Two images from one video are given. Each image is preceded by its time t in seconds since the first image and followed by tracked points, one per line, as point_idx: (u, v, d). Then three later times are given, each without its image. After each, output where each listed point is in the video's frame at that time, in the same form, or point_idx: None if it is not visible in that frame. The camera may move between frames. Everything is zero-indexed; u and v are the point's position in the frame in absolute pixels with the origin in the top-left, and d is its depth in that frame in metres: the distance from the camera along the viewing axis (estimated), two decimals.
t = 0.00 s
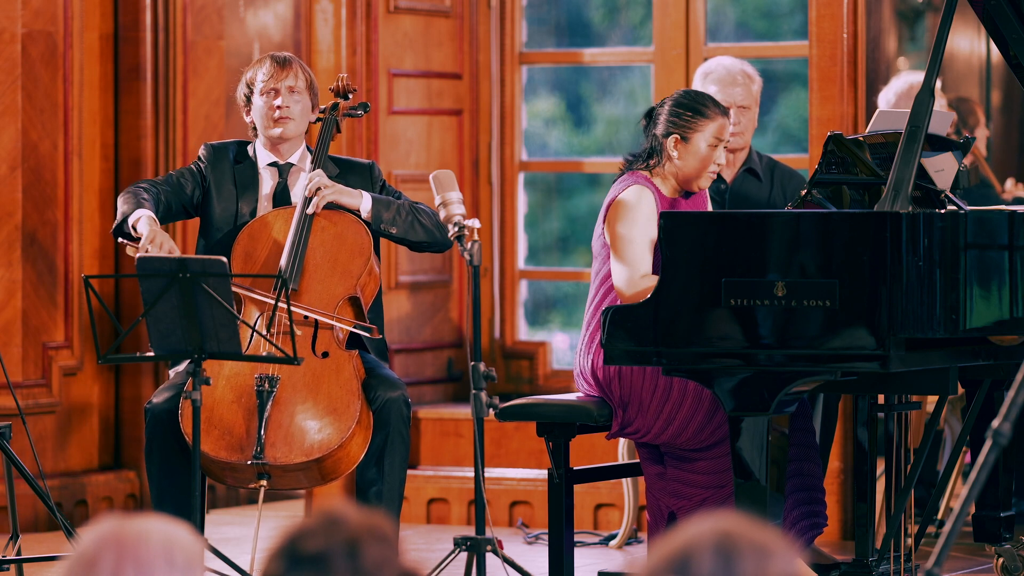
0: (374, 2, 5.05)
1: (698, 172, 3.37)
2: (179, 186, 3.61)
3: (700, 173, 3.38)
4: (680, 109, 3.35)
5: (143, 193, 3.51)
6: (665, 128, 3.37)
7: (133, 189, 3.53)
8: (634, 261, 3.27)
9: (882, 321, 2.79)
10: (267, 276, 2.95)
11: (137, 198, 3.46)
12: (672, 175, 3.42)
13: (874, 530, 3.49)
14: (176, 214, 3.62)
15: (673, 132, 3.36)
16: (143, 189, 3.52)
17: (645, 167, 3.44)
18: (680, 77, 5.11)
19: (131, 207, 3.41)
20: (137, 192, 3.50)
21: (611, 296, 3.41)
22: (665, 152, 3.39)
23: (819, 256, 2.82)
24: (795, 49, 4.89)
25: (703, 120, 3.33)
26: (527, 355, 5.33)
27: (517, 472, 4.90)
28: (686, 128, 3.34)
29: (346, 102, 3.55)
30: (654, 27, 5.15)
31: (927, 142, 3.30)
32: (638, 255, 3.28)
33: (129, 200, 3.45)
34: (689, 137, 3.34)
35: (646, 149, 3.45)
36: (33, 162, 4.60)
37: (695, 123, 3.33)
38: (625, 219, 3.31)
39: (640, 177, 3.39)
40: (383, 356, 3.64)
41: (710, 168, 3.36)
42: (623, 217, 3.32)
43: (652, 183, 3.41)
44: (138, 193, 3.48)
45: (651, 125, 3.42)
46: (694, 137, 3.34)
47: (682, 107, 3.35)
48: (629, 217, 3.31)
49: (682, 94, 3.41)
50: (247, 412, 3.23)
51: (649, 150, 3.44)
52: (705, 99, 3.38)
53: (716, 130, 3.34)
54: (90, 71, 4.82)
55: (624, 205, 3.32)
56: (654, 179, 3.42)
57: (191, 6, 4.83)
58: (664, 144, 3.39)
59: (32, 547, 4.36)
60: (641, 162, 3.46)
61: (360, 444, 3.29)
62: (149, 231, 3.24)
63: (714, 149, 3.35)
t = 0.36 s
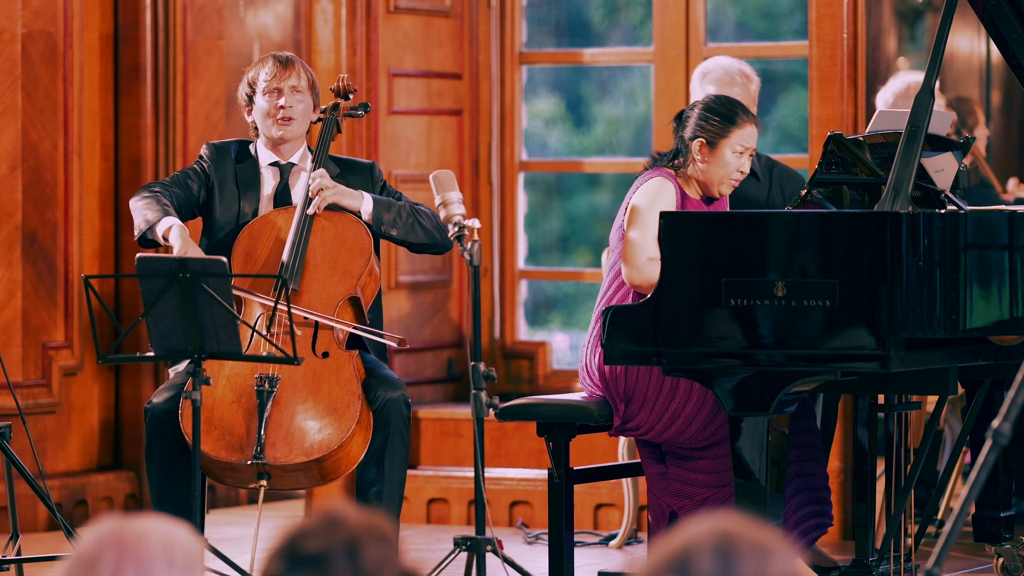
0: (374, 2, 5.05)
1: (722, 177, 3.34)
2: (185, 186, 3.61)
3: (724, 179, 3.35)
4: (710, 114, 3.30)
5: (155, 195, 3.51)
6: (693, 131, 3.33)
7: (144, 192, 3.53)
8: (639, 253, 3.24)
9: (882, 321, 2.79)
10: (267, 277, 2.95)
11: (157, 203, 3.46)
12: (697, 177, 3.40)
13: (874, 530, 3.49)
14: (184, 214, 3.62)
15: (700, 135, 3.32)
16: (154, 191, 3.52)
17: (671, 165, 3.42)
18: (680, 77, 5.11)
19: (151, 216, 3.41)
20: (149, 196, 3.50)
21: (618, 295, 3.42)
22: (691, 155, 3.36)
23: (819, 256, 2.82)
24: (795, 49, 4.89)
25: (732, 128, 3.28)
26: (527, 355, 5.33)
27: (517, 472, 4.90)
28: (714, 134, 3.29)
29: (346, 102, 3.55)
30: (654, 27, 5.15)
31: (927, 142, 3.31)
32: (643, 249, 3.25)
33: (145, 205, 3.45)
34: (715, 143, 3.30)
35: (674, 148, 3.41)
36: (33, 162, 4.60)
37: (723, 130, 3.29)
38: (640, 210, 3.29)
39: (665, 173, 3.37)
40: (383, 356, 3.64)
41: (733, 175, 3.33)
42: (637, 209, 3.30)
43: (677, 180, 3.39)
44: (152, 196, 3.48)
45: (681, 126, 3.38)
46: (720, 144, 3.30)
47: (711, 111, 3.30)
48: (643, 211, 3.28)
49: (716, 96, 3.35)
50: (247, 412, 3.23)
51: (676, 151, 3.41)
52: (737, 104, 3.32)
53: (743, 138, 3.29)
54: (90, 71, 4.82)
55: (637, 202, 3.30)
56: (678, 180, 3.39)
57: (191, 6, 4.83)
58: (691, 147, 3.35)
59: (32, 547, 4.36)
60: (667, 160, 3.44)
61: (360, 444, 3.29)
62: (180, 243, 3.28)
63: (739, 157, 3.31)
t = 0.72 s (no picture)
0: (374, 2, 5.05)
1: (743, 191, 3.30)
2: (191, 188, 3.61)
3: (743, 191, 3.31)
4: (744, 128, 3.23)
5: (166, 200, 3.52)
6: (725, 140, 3.27)
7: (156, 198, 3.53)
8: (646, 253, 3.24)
9: (882, 321, 2.79)
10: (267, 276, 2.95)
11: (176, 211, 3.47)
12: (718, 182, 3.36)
13: (874, 530, 3.49)
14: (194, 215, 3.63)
15: (731, 146, 3.27)
16: (167, 196, 3.53)
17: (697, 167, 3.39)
18: (680, 77, 5.11)
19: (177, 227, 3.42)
20: (163, 202, 3.51)
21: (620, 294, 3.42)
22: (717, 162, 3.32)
23: (819, 256, 2.82)
24: (795, 49, 4.89)
25: (762, 149, 3.22)
26: (527, 355, 5.33)
27: (517, 472, 4.90)
28: (743, 150, 3.24)
29: (348, 102, 3.54)
30: (654, 27, 5.15)
31: (927, 142, 3.30)
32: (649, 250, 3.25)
33: (168, 213, 3.46)
34: (742, 158, 3.25)
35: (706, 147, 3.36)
36: (33, 162, 4.60)
37: (754, 148, 3.23)
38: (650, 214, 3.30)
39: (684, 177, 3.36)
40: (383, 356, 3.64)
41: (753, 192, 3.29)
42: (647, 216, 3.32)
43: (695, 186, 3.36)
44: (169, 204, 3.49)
45: (717, 128, 3.32)
46: (747, 161, 3.25)
47: (748, 125, 3.23)
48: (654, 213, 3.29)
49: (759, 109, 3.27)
50: (247, 412, 3.23)
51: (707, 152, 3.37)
52: (777, 122, 3.24)
53: (770, 161, 3.22)
54: (90, 71, 4.82)
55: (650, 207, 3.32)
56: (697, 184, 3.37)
57: (191, 6, 4.83)
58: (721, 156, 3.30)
59: (31, 547, 4.36)
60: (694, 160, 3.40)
61: (361, 444, 3.29)
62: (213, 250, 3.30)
63: (762, 176, 3.26)
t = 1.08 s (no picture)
0: (374, 2, 5.05)
1: (760, 199, 3.28)
2: (197, 189, 3.61)
3: (757, 199, 3.29)
4: (770, 138, 3.17)
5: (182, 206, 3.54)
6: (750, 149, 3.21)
7: (172, 206, 3.55)
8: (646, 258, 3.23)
9: (882, 321, 2.79)
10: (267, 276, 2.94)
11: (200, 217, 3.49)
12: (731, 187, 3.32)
13: (874, 530, 3.49)
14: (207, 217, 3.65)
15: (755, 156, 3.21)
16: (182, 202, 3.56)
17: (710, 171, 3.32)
18: (680, 77, 5.11)
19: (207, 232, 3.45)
20: (180, 208, 3.53)
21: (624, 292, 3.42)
22: (735, 171, 3.27)
23: (819, 256, 2.82)
24: (795, 49, 4.89)
25: (788, 163, 3.18)
26: (527, 355, 5.33)
27: (517, 472, 4.90)
28: (768, 163, 3.19)
29: (349, 102, 3.54)
30: (654, 27, 5.15)
31: (927, 142, 3.30)
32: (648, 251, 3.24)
33: (189, 218, 3.49)
34: (765, 172, 3.20)
35: (722, 151, 3.29)
36: (33, 162, 4.60)
37: (778, 158, 3.18)
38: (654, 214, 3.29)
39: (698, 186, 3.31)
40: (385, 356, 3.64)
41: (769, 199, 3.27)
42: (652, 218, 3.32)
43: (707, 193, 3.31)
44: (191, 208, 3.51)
45: (738, 135, 3.24)
46: (769, 174, 3.21)
47: (770, 134, 3.18)
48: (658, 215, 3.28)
49: (782, 115, 3.21)
50: (248, 412, 3.23)
51: (722, 157, 3.29)
52: (798, 130, 3.20)
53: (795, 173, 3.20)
54: (90, 71, 4.82)
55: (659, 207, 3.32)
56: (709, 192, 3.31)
57: (191, 6, 4.83)
58: (742, 165, 3.24)
59: (31, 547, 4.36)
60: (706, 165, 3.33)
61: (361, 445, 3.29)
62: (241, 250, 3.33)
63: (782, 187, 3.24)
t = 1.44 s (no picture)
0: (374, 2, 5.05)
1: (743, 182, 3.29)
2: (202, 191, 3.61)
3: (742, 184, 3.29)
4: (741, 118, 3.21)
5: (202, 219, 3.51)
6: (724, 131, 3.26)
7: (192, 219, 3.52)
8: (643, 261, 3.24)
9: (882, 321, 2.79)
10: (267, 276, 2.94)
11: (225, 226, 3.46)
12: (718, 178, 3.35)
13: (874, 530, 3.49)
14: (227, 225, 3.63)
15: (729, 137, 3.25)
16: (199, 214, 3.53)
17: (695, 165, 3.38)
18: (680, 77, 5.11)
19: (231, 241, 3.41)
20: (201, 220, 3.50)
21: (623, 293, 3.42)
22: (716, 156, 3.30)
23: (819, 256, 2.82)
24: (795, 49, 4.89)
25: (760, 138, 3.20)
26: (527, 355, 5.33)
27: (517, 472, 4.90)
28: (740, 140, 3.22)
29: (348, 102, 3.54)
30: (654, 27, 5.15)
31: (927, 142, 3.31)
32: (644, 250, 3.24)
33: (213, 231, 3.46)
34: (740, 149, 3.23)
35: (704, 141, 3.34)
36: (33, 162, 4.60)
37: (751, 137, 3.21)
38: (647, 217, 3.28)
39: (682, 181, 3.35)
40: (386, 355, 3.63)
41: (753, 182, 3.27)
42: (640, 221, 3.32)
43: (693, 185, 3.36)
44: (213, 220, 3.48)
45: (714, 122, 3.30)
46: (744, 151, 3.23)
47: (743, 112, 3.22)
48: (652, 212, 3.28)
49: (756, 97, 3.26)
50: (247, 411, 3.24)
51: (704, 148, 3.35)
52: (773, 110, 3.23)
53: (770, 149, 3.21)
54: (90, 71, 4.82)
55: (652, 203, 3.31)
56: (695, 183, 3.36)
57: (191, 6, 4.83)
58: (720, 149, 3.28)
59: (31, 547, 4.36)
60: (693, 159, 3.39)
61: (361, 444, 3.29)
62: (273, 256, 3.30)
63: (763, 167, 3.24)
